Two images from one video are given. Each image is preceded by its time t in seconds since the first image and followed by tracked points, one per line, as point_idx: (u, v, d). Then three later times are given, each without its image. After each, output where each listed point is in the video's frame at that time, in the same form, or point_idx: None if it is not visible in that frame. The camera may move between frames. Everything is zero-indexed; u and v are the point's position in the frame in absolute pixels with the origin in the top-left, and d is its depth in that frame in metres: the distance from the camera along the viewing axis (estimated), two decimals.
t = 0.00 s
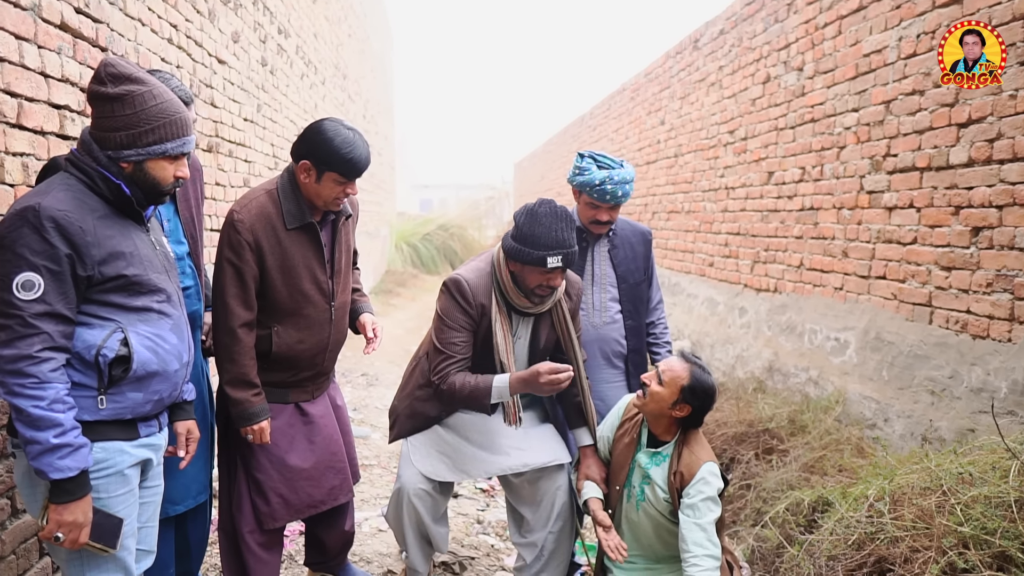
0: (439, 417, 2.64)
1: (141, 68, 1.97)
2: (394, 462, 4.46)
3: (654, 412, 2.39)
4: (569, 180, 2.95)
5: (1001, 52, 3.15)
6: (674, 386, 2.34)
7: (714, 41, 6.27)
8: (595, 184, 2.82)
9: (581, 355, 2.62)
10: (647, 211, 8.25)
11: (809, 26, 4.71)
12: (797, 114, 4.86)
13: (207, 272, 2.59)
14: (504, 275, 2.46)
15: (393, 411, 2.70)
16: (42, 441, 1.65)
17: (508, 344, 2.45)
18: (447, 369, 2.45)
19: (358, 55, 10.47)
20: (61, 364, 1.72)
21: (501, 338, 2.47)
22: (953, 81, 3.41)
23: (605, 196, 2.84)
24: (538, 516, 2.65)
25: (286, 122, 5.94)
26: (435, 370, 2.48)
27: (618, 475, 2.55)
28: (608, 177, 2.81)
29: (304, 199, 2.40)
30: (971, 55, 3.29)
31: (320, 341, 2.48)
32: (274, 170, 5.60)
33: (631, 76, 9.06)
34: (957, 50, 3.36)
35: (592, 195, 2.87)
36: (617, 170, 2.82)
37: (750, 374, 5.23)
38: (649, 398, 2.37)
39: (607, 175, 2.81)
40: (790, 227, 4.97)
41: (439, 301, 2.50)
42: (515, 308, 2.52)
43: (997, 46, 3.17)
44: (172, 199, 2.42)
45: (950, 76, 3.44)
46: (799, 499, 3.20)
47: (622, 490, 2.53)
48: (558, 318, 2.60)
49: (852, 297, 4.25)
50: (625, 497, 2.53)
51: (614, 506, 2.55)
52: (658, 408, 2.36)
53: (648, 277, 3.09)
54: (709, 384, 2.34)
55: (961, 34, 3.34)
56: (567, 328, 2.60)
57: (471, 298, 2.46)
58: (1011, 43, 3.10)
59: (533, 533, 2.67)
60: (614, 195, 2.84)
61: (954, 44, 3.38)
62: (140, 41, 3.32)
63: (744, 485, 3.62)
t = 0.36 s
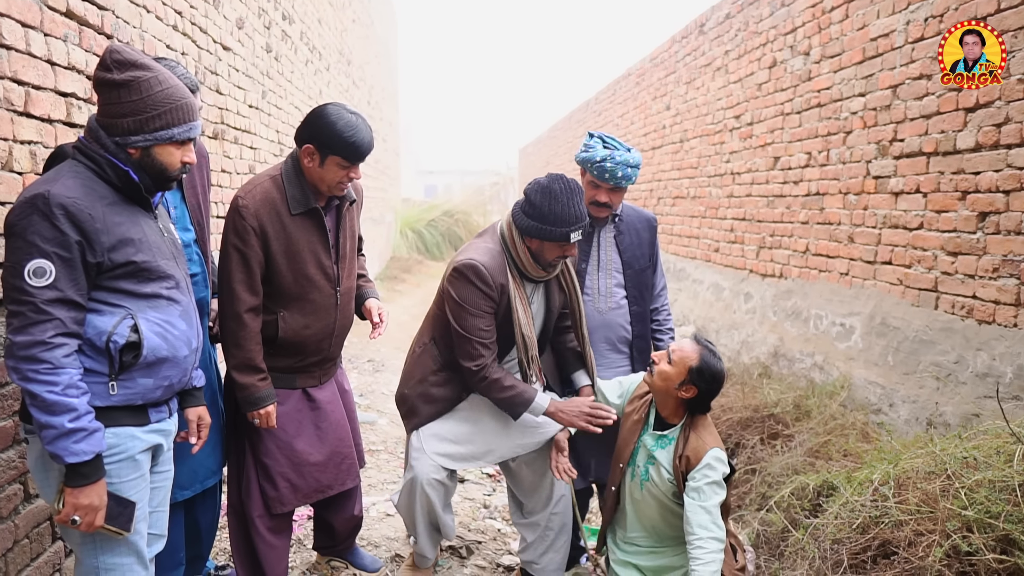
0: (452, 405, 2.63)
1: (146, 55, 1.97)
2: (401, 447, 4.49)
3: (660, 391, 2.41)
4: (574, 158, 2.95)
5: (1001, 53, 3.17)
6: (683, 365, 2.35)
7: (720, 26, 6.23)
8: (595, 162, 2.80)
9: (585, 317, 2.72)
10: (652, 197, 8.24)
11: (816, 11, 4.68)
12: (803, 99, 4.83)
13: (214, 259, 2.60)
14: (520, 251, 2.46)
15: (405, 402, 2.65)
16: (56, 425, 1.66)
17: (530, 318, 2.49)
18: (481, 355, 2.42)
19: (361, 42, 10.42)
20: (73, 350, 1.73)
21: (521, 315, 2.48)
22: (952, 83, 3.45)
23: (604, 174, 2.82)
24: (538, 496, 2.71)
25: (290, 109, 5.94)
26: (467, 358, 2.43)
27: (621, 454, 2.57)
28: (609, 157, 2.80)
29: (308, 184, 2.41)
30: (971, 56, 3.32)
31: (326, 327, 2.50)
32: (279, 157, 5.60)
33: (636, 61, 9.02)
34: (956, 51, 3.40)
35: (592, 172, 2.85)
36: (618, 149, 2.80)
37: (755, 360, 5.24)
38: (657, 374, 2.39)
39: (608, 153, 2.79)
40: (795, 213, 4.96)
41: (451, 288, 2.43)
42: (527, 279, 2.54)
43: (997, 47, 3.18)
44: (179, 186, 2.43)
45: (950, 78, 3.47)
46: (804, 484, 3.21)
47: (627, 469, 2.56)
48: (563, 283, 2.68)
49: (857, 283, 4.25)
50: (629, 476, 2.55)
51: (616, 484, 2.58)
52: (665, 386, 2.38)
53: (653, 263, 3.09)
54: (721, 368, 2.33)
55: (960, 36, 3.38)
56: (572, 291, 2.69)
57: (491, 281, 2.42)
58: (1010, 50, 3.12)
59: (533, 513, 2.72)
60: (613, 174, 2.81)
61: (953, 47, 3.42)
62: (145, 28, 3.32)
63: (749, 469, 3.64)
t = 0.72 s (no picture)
0: (458, 394, 2.60)
1: (152, 59, 1.97)
2: (408, 449, 4.49)
3: (673, 427, 2.39)
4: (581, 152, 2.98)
5: (1001, 52, 3.19)
6: (691, 404, 2.32)
7: (725, 25, 6.23)
8: (595, 150, 2.80)
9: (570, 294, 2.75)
10: (658, 197, 8.22)
11: (820, 9, 4.68)
12: (809, 98, 4.83)
13: (221, 262, 2.61)
14: (508, 224, 2.51)
15: (414, 397, 2.59)
16: (64, 428, 1.67)
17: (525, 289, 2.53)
18: (481, 330, 2.44)
19: (367, 44, 10.46)
20: (81, 352, 1.74)
21: (517, 286, 2.52)
22: (953, 81, 3.47)
23: (604, 164, 2.82)
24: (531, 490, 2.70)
25: (296, 111, 5.96)
26: (467, 334, 2.45)
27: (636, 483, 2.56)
28: (611, 147, 2.81)
29: (316, 185, 2.41)
30: (971, 55, 3.34)
31: (333, 327, 2.50)
32: (285, 160, 5.62)
33: (641, 61, 9.02)
34: (956, 50, 3.43)
35: (594, 163, 2.86)
36: (617, 139, 2.83)
37: (762, 360, 5.22)
38: (668, 419, 2.36)
39: (610, 144, 2.80)
40: (802, 212, 4.94)
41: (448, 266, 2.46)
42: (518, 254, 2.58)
43: (998, 45, 3.20)
44: (184, 189, 2.43)
45: (950, 76, 3.49)
46: (812, 484, 3.19)
47: (646, 493, 2.57)
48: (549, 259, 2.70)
49: (864, 282, 4.23)
50: (649, 498, 2.57)
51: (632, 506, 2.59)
52: (681, 426, 2.36)
53: (659, 264, 3.08)
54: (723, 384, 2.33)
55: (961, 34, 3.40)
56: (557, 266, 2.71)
57: (484, 255, 2.45)
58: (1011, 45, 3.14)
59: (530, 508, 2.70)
60: (614, 165, 2.80)
61: (953, 46, 3.45)
62: (151, 32, 3.34)
63: (757, 470, 3.62)
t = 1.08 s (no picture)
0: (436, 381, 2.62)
1: (160, 64, 1.98)
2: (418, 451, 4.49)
3: (686, 412, 2.40)
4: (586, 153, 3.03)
5: (1001, 52, 3.24)
6: (705, 388, 2.32)
7: (735, 26, 6.22)
8: (591, 143, 2.86)
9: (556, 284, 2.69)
10: (668, 199, 8.20)
11: (831, 9, 4.66)
12: (820, 98, 4.80)
13: (230, 265, 2.62)
14: (481, 211, 2.52)
15: (397, 384, 2.64)
16: (75, 431, 1.68)
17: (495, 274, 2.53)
18: (455, 309, 2.43)
19: (376, 48, 10.50)
20: (91, 356, 1.75)
21: (484, 271, 2.53)
22: (954, 81, 3.52)
23: (598, 155, 2.85)
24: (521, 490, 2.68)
25: (306, 115, 5.99)
26: (441, 314, 2.45)
27: (654, 468, 2.55)
28: (606, 140, 2.86)
29: (327, 189, 2.42)
30: (971, 55, 3.39)
31: (343, 330, 2.51)
32: (295, 163, 5.65)
33: (650, 63, 9.01)
34: (958, 51, 3.48)
35: (590, 158, 2.90)
36: (613, 134, 2.88)
37: (773, 362, 5.20)
38: (681, 399, 2.37)
39: (604, 138, 2.86)
40: (813, 213, 4.92)
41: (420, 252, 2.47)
42: (493, 241, 2.58)
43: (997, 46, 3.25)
44: (193, 193, 2.45)
45: (951, 76, 3.56)
46: (825, 487, 3.17)
47: (663, 480, 2.56)
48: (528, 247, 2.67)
49: (877, 283, 4.20)
50: (667, 487, 2.57)
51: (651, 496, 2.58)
52: (692, 409, 2.36)
53: (666, 265, 3.07)
54: (745, 379, 2.31)
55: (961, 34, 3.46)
56: (536, 255, 2.67)
57: (453, 236, 2.46)
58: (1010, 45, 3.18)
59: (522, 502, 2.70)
60: (605, 156, 2.82)
61: (955, 46, 3.50)
62: (162, 38, 3.36)
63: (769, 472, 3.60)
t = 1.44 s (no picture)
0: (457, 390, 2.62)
1: (171, 67, 1.99)
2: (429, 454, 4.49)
3: (679, 426, 2.51)
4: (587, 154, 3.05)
5: (1002, 52, 3.28)
6: (691, 409, 2.41)
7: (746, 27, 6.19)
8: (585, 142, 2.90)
9: (575, 286, 2.68)
10: (679, 201, 8.18)
11: (843, 10, 4.63)
12: (832, 100, 4.78)
13: (240, 268, 2.62)
14: (497, 213, 2.52)
15: (421, 392, 2.67)
16: (87, 433, 1.68)
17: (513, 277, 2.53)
18: (473, 309, 2.43)
19: (387, 51, 10.54)
20: (103, 357, 1.75)
21: (505, 276, 2.52)
22: (954, 82, 3.60)
23: (594, 155, 2.87)
24: (541, 498, 2.67)
25: (317, 118, 6.01)
26: (461, 315, 2.44)
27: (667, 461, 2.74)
28: (601, 139, 2.89)
29: (340, 189, 2.43)
30: (972, 55, 3.44)
31: (355, 331, 2.51)
32: (306, 166, 5.67)
33: (661, 65, 8.99)
34: (958, 49, 3.56)
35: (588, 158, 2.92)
36: (608, 134, 2.90)
37: (786, 365, 5.16)
38: (672, 416, 2.48)
39: (599, 138, 2.88)
40: (825, 215, 4.89)
41: (442, 258, 2.49)
42: (511, 245, 2.58)
43: (998, 45, 3.30)
44: (202, 196, 2.45)
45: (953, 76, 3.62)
46: (838, 491, 3.14)
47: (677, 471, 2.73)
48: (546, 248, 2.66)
49: (890, 285, 4.17)
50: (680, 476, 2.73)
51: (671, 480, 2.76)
52: (683, 425, 2.47)
53: (671, 266, 3.04)
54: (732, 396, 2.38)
55: (962, 34, 3.51)
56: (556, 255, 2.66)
57: (471, 239, 2.47)
58: (1010, 47, 3.23)
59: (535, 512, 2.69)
60: (600, 154, 2.84)
61: (956, 45, 3.57)
62: (174, 41, 3.38)
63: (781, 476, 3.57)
